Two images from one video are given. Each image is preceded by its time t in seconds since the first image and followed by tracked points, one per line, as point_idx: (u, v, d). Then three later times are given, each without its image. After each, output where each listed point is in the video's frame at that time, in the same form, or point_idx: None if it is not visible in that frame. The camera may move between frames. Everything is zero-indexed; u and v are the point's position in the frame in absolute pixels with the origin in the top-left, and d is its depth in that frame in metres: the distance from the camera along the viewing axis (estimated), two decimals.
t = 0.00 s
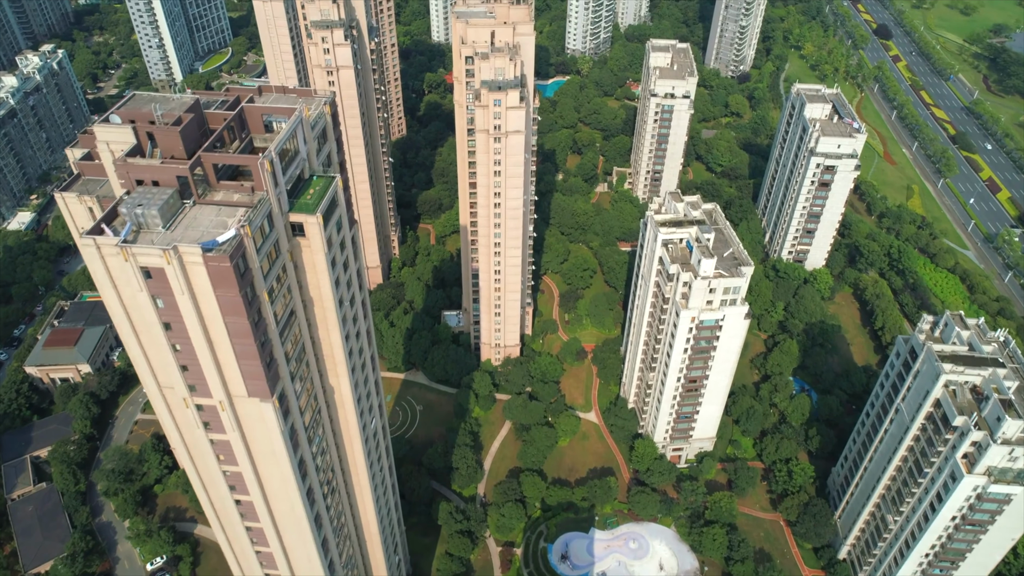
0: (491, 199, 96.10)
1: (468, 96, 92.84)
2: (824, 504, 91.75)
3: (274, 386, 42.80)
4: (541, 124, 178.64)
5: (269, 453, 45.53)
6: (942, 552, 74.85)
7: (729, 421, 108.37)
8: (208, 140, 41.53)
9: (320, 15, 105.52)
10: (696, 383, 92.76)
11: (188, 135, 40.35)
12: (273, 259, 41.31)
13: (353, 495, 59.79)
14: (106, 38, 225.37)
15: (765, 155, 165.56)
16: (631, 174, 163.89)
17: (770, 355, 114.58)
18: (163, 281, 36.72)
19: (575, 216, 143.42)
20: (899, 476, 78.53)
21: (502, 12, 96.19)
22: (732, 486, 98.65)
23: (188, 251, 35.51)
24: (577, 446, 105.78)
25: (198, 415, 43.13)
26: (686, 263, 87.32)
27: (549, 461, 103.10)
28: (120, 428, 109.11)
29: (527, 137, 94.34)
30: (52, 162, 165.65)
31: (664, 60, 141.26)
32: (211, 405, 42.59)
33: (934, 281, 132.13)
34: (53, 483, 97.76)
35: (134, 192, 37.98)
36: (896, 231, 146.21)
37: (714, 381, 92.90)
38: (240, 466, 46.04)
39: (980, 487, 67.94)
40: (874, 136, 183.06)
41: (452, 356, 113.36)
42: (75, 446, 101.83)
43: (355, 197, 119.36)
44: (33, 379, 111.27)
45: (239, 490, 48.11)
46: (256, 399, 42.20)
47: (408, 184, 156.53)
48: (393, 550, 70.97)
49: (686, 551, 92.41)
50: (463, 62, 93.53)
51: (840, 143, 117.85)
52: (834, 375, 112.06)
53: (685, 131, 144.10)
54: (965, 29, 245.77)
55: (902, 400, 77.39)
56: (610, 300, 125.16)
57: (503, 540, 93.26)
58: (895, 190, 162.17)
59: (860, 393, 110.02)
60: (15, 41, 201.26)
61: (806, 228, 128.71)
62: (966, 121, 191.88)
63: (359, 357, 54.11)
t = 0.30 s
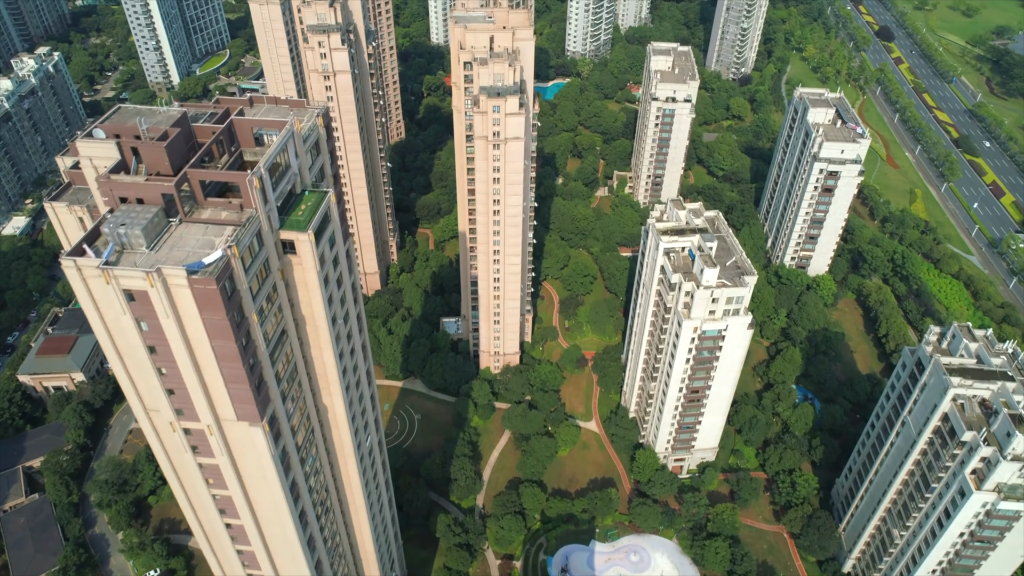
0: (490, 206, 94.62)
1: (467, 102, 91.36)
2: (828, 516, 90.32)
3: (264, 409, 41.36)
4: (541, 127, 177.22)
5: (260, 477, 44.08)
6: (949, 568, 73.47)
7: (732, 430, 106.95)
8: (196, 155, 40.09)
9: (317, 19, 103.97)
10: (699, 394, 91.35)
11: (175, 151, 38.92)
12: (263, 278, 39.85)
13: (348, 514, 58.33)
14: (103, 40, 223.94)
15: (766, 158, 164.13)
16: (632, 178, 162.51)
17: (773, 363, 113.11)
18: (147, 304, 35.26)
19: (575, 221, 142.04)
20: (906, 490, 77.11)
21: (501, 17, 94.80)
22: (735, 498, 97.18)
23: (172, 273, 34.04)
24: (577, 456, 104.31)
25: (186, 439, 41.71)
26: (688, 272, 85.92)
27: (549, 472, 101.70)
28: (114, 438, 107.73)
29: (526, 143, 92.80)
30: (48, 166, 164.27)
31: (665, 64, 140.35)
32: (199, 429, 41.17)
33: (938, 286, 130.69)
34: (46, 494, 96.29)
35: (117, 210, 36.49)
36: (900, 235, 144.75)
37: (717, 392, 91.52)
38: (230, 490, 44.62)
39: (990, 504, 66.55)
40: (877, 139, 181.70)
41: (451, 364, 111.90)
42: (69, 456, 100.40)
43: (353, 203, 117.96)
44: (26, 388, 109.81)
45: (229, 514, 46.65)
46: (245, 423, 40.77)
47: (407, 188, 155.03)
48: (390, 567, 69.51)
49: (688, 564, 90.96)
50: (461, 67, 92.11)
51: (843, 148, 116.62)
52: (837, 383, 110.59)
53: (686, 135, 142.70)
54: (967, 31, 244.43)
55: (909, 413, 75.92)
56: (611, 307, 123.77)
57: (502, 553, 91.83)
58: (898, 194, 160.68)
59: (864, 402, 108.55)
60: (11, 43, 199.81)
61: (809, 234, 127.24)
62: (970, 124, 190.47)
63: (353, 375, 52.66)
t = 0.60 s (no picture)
0: (489, 214, 93.11)
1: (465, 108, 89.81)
2: (832, 529, 88.85)
3: (254, 434, 39.91)
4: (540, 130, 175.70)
5: (250, 503, 42.60)
6: None
7: (734, 440, 105.54)
8: (183, 172, 38.70)
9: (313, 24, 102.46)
10: (701, 405, 89.92)
11: (160, 168, 37.52)
12: (252, 298, 38.40)
13: (342, 533, 56.86)
14: (100, 41, 222.40)
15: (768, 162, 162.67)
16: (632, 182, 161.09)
17: (776, 371, 111.63)
18: (129, 329, 33.79)
19: (576, 226, 140.58)
20: (912, 505, 75.63)
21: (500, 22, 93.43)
22: (738, 510, 95.71)
23: (155, 298, 32.59)
24: (577, 467, 102.86)
25: (173, 465, 40.27)
26: (691, 281, 84.44)
27: (548, 483, 100.23)
28: (108, 448, 106.38)
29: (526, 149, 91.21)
30: (43, 170, 162.88)
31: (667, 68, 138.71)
32: (186, 455, 39.74)
33: (943, 293, 129.26)
34: (38, 505, 94.76)
35: (99, 231, 35.05)
36: (903, 241, 143.32)
37: (719, 403, 90.10)
38: (219, 515, 43.12)
39: (999, 521, 65.02)
40: (879, 143, 180.23)
41: (449, 372, 110.46)
42: (62, 467, 98.87)
43: (350, 209, 116.48)
44: (19, 397, 108.42)
45: (219, 539, 45.16)
46: (234, 449, 39.30)
47: (405, 192, 153.58)
48: None
49: None
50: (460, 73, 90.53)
51: (847, 154, 115.00)
52: (841, 392, 109.13)
53: (687, 140, 141.22)
54: (969, 33, 243.00)
55: (915, 426, 74.48)
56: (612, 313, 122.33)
57: (501, 566, 90.38)
58: (901, 198, 159.19)
59: (868, 412, 107.08)
60: (7, 45, 198.25)
61: (812, 240, 125.75)
62: (973, 128, 188.98)
63: (347, 393, 51.22)
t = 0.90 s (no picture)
0: (488, 222, 91.70)
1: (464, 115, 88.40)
2: (837, 542, 87.35)
3: (242, 461, 38.46)
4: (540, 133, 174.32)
5: (239, 530, 41.10)
6: None
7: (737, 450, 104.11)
8: (168, 189, 37.28)
9: (310, 28, 101.12)
10: (703, 415, 88.47)
11: (144, 186, 36.08)
12: (240, 321, 36.97)
13: (336, 555, 55.38)
14: (97, 43, 221.05)
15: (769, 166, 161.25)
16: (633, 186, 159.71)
17: (779, 380, 110.10)
18: (111, 356, 32.35)
19: (576, 232, 139.12)
20: (919, 520, 74.19)
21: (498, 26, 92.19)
22: (741, 522, 94.23)
23: (137, 325, 31.15)
24: (578, 477, 101.41)
25: (159, 492, 38.79)
26: (693, 291, 82.96)
27: (548, 494, 98.75)
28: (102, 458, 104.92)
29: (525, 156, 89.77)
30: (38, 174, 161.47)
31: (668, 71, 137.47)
32: (173, 483, 38.32)
33: (947, 299, 127.82)
34: (30, 517, 93.35)
35: (80, 253, 33.65)
36: (906, 246, 141.89)
37: (722, 414, 88.65)
38: (207, 542, 41.64)
39: (1009, 539, 63.41)
40: (881, 146, 178.81)
41: (448, 381, 109.02)
42: (55, 478, 97.36)
43: (347, 215, 114.96)
44: (12, 406, 107.02)
45: (208, 566, 43.68)
46: (222, 477, 37.83)
47: (404, 197, 152.16)
48: None
49: None
50: (458, 79, 89.17)
51: (851, 159, 113.58)
52: (845, 400, 107.71)
53: (689, 144, 139.77)
54: (972, 34, 241.65)
55: (923, 440, 73.02)
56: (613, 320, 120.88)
57: None
58: (904, 202, 157.78)
59: (872, 421, 105.64)
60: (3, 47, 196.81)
61: (815, 246, 124.23)
62: (976, 131, 187.50)
63: (341, 412, 49.78)
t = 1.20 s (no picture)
0: (486, 231, 90.02)
1: (462, 122, 86.68)
2: (842, 558, 85.65)
3: (228, 494, 36.79)
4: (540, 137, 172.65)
5: (226, 563, 39.40)
6: None
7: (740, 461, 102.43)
8: (150, 211, 35.62)
9: (305, 34, 99.43)
10: (706, 429, 86.81)
11: (124, 209, 34.44)
12: (225, 349, 35.34)
13: None
14: (93, 46, 219.50)
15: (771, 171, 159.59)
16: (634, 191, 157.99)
17: (782, 390, 108.43)
18: (87, 391, 30.70)
19: (576, 238, 137.39)
20: (927, 538, 72.52)
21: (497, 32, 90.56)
22: (744, 536, 92.55)
23: (112, 358, 29.45)
24: (578, 490, 99.74)
25: (141, 527, 37.14)
26: (696, 303, 81.28)
27: (548, 507, 97.03)
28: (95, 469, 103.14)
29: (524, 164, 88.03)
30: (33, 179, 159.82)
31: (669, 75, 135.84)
32: (156, 518, 36.67)
33: (952, 306, 126.15)
34: (21, 531, 91.75)
35: (55, 280, 32.03)
36: (911, 252, 140.18)
37: (725, 427, 87.01)
38: None
39: (1021, 561, 61.61)
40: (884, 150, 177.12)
41: (447, 391, 107.29)
42: (47, 490, 95.69)
43: (344, 222, 113.31)
44: (3, 416, 105.40)
45: None
46: (207, 511, 36.17)
47: (402, 202, 150.48)
48: None
49: None
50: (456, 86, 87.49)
51: (855, 165, 111.95)
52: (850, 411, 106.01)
53: (690, 149, 138.07)
54: (975, 36, 239.97)
55: (931, 457, 71.34)
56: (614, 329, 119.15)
57: None
58: (908, 207, 156.04)
59: (877, 432, 104.00)
60: None
61: (819, 253, 122.53)
62: (980, 134, 185.81)
63: (334, 436, 48.13)
